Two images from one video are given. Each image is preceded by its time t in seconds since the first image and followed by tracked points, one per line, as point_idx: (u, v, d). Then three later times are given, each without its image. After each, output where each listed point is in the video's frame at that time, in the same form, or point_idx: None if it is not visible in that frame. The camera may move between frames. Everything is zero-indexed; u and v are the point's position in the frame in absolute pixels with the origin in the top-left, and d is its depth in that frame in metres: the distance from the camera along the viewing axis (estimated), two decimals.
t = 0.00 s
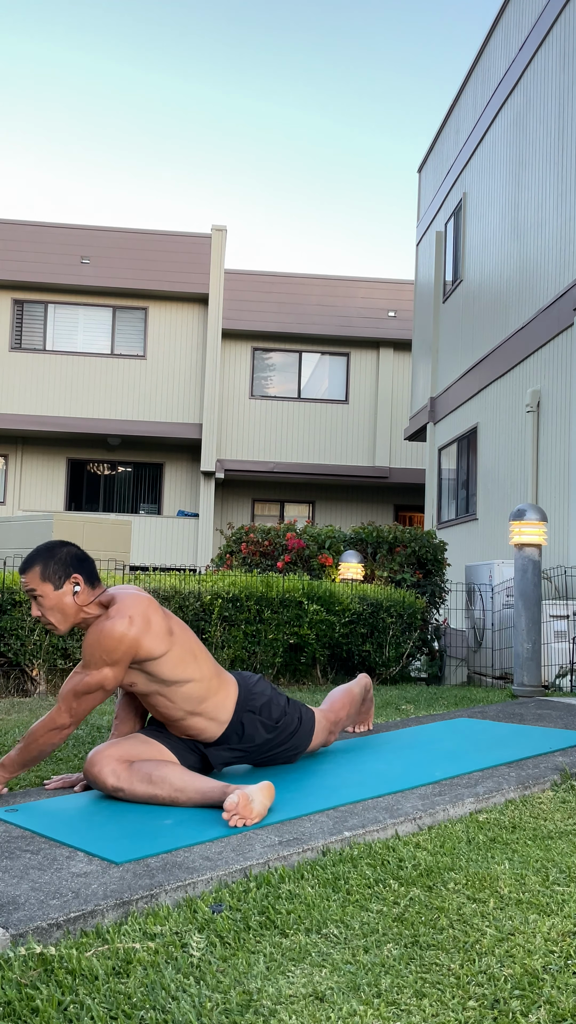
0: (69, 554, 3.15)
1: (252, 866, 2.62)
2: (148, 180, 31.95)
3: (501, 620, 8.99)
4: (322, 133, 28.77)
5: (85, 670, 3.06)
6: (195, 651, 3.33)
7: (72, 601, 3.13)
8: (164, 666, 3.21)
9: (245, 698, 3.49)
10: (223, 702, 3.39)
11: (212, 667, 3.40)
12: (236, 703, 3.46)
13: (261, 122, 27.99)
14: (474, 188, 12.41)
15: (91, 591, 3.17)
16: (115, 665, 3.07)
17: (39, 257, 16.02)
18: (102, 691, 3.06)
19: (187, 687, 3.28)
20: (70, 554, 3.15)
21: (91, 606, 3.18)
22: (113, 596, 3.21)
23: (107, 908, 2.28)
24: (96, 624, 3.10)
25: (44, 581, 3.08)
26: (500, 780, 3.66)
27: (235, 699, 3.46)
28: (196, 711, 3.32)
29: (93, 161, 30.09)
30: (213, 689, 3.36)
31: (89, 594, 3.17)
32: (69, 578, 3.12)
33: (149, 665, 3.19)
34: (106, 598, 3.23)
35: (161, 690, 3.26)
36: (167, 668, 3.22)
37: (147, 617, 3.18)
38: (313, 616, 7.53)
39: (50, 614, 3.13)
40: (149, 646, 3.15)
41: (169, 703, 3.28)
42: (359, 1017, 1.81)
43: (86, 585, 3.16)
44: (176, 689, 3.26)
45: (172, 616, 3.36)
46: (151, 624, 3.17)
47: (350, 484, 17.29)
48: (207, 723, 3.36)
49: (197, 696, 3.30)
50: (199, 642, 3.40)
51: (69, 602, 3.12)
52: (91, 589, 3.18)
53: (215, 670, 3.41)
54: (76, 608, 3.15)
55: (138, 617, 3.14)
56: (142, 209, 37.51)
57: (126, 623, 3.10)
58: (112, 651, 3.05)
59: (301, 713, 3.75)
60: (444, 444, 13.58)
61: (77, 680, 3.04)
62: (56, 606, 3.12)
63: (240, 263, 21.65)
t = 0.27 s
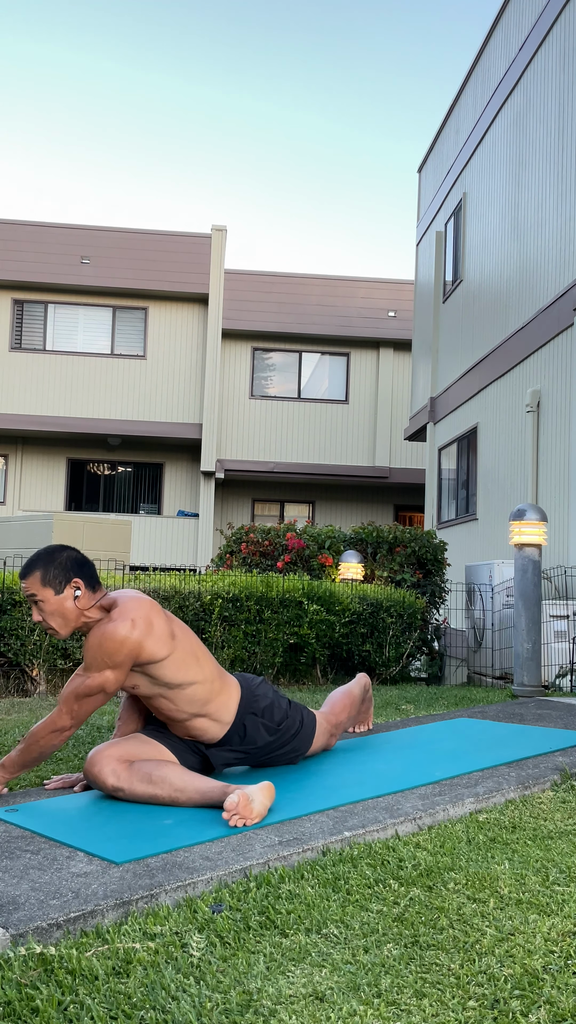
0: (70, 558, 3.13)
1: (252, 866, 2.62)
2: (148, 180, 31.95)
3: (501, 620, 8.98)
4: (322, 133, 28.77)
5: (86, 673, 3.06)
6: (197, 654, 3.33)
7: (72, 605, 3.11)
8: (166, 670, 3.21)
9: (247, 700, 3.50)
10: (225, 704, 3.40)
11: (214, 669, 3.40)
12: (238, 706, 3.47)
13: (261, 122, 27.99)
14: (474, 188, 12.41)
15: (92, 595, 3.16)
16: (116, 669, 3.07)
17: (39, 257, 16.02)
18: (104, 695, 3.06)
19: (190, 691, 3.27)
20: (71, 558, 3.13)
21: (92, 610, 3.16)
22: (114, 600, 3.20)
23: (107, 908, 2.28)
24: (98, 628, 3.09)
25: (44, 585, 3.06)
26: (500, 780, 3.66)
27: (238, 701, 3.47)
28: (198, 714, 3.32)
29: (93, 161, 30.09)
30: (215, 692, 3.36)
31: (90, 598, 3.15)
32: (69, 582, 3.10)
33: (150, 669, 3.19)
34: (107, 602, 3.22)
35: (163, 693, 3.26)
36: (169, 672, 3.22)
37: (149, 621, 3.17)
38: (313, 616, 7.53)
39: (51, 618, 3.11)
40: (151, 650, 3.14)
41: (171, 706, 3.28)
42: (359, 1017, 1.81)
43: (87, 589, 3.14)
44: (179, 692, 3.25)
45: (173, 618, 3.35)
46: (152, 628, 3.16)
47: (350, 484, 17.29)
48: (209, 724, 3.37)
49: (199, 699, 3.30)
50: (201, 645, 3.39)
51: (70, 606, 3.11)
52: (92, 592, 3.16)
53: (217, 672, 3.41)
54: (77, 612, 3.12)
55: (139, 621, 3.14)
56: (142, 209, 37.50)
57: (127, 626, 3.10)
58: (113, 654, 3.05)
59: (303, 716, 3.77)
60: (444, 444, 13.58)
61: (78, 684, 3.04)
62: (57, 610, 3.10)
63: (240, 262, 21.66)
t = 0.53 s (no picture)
0: (71, 554, 3.14)
1: (252, 866, 2.62)
2: (148, 180, 31.95)
3: (501, 620, 8.99)
4: (322, 133, 28.77)
5: (85, 670, 3.06)
6: (196, 653, 3.33)
7: (72, 600, 3.12)
8: (165, 668, 3.21)
9: (246, 699, 3.50)
10: (225, 703, 3.40)
11: (214, 669, 3.40)
12: (238, 705, 3.47)
13: (261, 122, 28.00)
14: (474, 188, 12.41)
15: (91, 591, 3.17)
16: (115, 665, 3.08)
17: (39, 257, 16.01)
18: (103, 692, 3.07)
19: (188, 689, 3.27)
20: (72, 554, 3.15)
21: (92, 606, 3.17)
22: (115, 598, 3.20)
23: (107, 908, 2.28)
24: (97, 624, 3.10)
25: (45, 580, 3.07)
26: (500, 780, 3.66)
27: (238, 701, 3.47)
28: (198, 712, 3.32)
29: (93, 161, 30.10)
30: (215, 692, 3.36)
31: (90, 593, 3.16)
32: (70, 576, 3.11)
33: (149, 666, 3.19)
34: (107, 599, 3.23)
35: (162, 691, 3.26)
36: (168, 669, 3.22)
37: (148, 618, 3.17)
38: (313, 616, 7.54)
39: (51, 613, 3.12)
40: (149, 647, 3.15)
41: (170, 706, 3.28)
42: (359, 1017, 1.81)
43: (87, 585, 3.15)
44: (177, 691, 3.26)
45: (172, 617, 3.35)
46: (151, 626, 3.16)
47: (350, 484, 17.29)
48: (208, 724, 3.36)
49: (198, 697, 3.30)
50: (200, 644, 3.39)
51: (70, 601, 3.11)
52: (92, 588, 3.17)
53: (216, 672, 3.41)
54: (77, 607, 3.13)
55: (138, 618, 3.15)
56: (141, 209, 37.49)
57: (126, 623, 3.10)
58: (112, 651, 3.06)
59: (302, 717, 3.78)
60: (444, 444, 13.58)
61: (77, 680, 3.04)
62: (57, 605, 3.11)
63: (240, 262, 21.66)
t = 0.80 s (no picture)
0: (72, 550, 3.17)
1: (252, 866, 2.62)
2: (148, 181, 31.95)
3: (501, 620, 8.99)
4: (322, 133, 28.76)
5: (84, 668, 3.07)
6: (193, 652, 3.35)
7: (72, 596, 3.14)
8: (162, 665, 3.23)
9: (243, 698, 3.50)
10: (221, 703, 3.40)
11: (210, 668, 3.41)
12: (234, 704, 3.47)
13: (261, 122, 28.00)
14: (474, 188, 12.42)
15: (91, 588, 3.18)
16: (114, 663, 3.08)
17: (39, 257, 16.01)
18: (103, 689, 3.07)
19: (184, 688, 3.29)
20: (74, 550, 3.17)
21: (91, 603, 3.18)
22: (114, 596, 3.21)
23: (107, 908, 2.28)
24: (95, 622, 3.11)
25: (46, 574, 3.10)
26: (501, 780, 3.66)
27: (234, 700, 3.47)
28: (194, 711, 3.32)
29: (93, 161, 30.10)
30: (211, 691, 3.37)
31: (89, 590, 3.17)
32: (70, 572, 3.13)
33: (146, 663, 3.20)
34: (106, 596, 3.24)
35: (159, 689, 3.27)
36: (165, 667, 3.23)
37: (145, 615, 3.18)
38: (313, 616, 7.54)
39: (50, 608, 3.14)
40: (147, 644, 3.16)
41: (166, 704, 3.29)
42: (359, 1018, 1.81)
43: (87, 581, 3.16)
44: (173, 688, 3.27)
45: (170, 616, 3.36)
46: (148, 623, 3.17)
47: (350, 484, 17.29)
48: (205, 724, 3.37)
49: (194, 696, 3.31)
50: (197, 643, 3.41)
51: (69, 597, 3.13)
52: (92, 585, 3.19)
53: (213, 672, 3.42)
54: (76, 603, 3.15)
55: (137, 614, 3.16)
56: (141, 209, 37.48)
57: (125, 620, 3.11)
58: (111, 648, 3.06)
59: (300, 715, 3.77)
60: (444, 444, 13.58)
61: (77, 678, 3.05)
62: (56, 600, 3.13)
63: (241, 262, 21.66)
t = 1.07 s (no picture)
0: (64, 547, 3.19)
1: (252, 866, 2.62)
2: (148, 181, 31.95)
3: (501, 620, 8.98)
4: (322, 133, 28.76)
5: (79, 661, 3.07)
6: (185, 645, 3.36)
7: (64, 591, 3.15)
8: (154, 657, 3.23)
9: (236, 695, 3.50)
10: (214, 698, 3.41)
11: (202, 663, 3.42)
12: (227, 701, 3.47)
13: (261, 123, 28.01)
14: (474, 188, 12.42)
15: (84, 584, 3.19)
16: (109, 652, 3.09)
17: (39, 257, 16.01)
18: (99, 680, 3.07)
19: (176, 680, 3.30)
20: (66, 547, 3.19)
21: (83, 599, 3.18)
22: (106, 591, 3.22)
23: (107, 908, 2.28)
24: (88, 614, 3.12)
25: (39, 570, 3.12)
26: (500, 781, 3.66)
27: (227, 697, 3.47)
28: (187, 706, 3.32)
29: (93, 161, 30.11)
30: (203, 685, 3.38)
31: (82, 586, 3.19)
32: (63, 568, 3.15)
33: (139, 656, 3.21)
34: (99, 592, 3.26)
35: (152, 683, 3.27)
36: (156, 659, 3.24)
37: (137, 607, 3.19)
38: (313, 616, 7.53)
39: (42, 604, 3.15)
40: (139, 636, 3.17)
41: (160, 698, 3.29)
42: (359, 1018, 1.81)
43: (79, 577, 3.18)
44: (165, 681, 3.28)
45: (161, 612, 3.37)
46: (140, 614, 3.19)
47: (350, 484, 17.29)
48: (198, 720, 3.36)
49: (186, 689, 3.32)
50: (190, 637, 3.42)
51: (62, 592, 3.14)
52: (85, 581, 3.20)
53: (205, 667, 3.43)
54: (68, 599, 3.16)
55: (129, 605, 3.16)
56: (141, 208, 37.48)
57: (118, 611, 3.12)
58: (104, 638, 3.07)
59: (295, 712, 3.76)
60: (444, 444, 13.58)
61: (72, 671, 3.06)
62: (48, 597, 3.14)
63: (240, 262, 21.66)
